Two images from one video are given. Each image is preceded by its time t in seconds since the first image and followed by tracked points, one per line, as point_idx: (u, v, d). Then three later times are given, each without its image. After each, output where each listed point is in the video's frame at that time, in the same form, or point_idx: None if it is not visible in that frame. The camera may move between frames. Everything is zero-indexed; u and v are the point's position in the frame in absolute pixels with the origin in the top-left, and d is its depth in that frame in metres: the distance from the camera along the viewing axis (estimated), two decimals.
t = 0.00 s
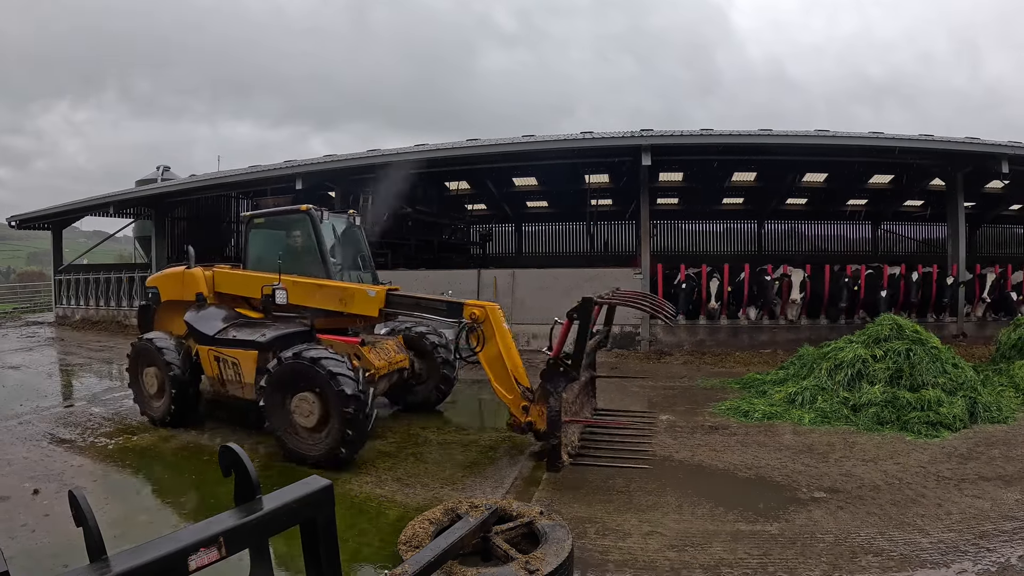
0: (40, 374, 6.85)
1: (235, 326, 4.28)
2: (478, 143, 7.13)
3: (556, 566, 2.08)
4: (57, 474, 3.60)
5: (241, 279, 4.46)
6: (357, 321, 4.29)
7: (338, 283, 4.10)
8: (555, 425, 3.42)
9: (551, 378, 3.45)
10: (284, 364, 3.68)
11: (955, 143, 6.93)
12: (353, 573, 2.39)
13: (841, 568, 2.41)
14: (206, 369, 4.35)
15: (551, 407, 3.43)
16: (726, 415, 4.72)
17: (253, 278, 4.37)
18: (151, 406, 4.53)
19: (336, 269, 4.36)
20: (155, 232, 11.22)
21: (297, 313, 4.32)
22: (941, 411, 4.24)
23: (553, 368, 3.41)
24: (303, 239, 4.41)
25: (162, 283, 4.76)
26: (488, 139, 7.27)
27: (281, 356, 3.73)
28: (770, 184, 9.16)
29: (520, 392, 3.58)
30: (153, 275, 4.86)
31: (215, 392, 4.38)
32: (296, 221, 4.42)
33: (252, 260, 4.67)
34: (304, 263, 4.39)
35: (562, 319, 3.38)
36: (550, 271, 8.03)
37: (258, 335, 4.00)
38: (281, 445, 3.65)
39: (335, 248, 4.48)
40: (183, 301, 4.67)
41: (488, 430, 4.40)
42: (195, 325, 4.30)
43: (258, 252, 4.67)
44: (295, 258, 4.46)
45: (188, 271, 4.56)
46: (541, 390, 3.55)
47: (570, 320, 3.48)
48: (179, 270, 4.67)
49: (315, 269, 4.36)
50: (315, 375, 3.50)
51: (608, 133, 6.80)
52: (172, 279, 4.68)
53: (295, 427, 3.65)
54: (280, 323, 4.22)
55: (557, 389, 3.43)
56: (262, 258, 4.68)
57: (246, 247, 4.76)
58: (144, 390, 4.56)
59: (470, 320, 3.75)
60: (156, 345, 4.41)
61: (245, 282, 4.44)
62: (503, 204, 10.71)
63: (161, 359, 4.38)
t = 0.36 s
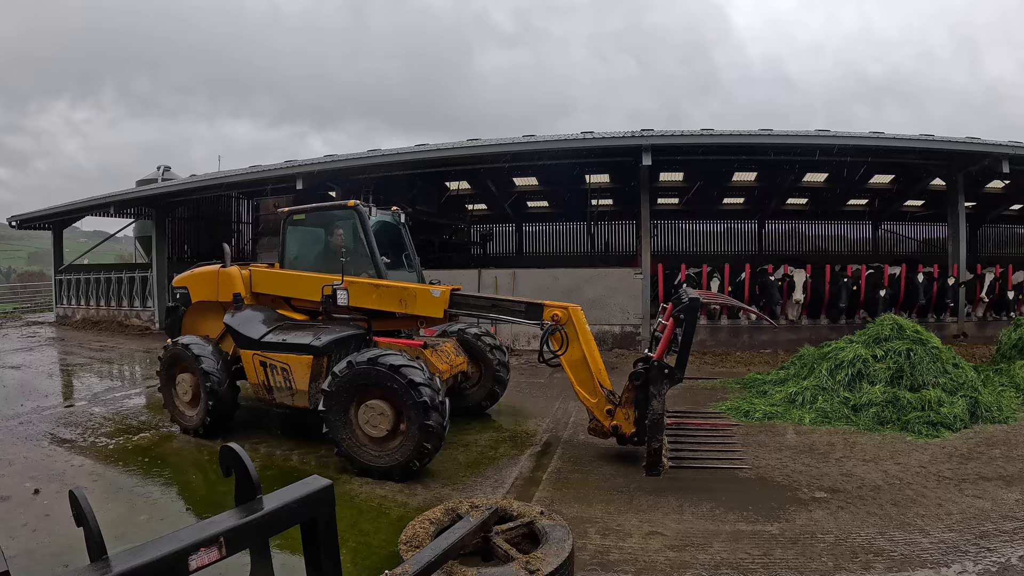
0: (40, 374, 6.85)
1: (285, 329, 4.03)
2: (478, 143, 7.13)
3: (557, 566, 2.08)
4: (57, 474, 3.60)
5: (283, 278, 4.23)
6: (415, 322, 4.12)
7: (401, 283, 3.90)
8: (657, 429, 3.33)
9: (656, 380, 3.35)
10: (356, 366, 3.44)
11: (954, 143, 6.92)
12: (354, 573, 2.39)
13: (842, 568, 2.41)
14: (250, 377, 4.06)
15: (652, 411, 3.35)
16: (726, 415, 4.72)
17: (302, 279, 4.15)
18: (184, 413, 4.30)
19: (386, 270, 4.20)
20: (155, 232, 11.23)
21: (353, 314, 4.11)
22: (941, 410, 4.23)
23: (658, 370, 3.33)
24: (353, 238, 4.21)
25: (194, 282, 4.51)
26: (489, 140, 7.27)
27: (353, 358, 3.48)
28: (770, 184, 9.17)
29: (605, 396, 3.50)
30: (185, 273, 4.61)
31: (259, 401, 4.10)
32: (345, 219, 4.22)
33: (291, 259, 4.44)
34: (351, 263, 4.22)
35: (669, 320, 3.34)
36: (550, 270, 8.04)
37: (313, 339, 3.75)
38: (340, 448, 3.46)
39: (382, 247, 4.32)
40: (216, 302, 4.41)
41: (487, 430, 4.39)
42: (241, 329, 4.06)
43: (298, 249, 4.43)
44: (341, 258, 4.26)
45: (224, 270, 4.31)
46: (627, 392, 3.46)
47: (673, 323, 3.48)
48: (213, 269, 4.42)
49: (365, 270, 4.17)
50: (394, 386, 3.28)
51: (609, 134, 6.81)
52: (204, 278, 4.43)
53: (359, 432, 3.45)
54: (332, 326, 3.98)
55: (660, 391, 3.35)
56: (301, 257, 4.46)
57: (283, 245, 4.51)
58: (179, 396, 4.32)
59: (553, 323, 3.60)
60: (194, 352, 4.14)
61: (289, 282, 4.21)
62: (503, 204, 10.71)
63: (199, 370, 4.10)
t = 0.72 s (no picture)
0: (41, 374, 6.86)
1: (339, 332, 3.82)
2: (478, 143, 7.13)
3: (557, 566, 2.07)
4: (58, 474, 3.60)
5: (331, 278, 4.01)
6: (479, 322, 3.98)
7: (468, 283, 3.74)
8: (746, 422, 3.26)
9: (749, 377, 3.21)
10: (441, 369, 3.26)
11: (954, 143, 6.92)
12: (355, 573, 2.39)
13: (842, 568, 2.41)
14: (303, 383, 3.84)
15: (741, 407, 3.27)
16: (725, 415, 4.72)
17: (356, 278, 3.94)
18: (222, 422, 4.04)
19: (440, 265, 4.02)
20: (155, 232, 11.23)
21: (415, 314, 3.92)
22: (942, 410, 4.23)
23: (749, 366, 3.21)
24: (406, 237, 4.07)
25: (228, 283, 4.27)
26: (489, 139, 7.27)
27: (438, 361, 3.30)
28: (770, 184, 9.17)
29: (681, 395, 3.43)
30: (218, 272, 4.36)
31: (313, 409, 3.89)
32: (399, 217, 4.08)
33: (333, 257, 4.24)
34: (403, 259, 4.04)
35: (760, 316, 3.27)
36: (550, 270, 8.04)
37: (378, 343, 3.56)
38: (414, 453, 3.25)
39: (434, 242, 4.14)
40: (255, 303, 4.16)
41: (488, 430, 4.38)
42: (291, 332, 3.84)
43: (342, 247, 4.27)
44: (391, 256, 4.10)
45: (264, 270, 4.06)
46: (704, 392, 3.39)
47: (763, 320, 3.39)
48: (250, 268, 4.18)
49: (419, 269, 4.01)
50: (489, 393, 3.13)
51: (609, 134, 6.81)
52: (242, 277, 4.18)
53: (436, 438, 3.27)
54: (391, 328, 3.80)
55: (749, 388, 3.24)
56: (345, 256, 4.28)
57: (325, 243, 4.33)
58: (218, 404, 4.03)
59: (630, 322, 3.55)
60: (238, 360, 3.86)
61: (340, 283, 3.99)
62: (504, 204, 10.71)
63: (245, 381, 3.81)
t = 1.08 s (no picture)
0: (41, 374, 6.86)
1: (395, 334, 3.65)
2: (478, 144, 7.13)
3: (557, 566, 2.07)
4: (58, 474, 3.60)
5: (377, 279, 3.78)
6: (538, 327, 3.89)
7: (530, 287, 3.61)
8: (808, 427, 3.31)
9: (811, 384, 3.27)
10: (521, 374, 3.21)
11: (954, 143, 6.92)
12: (355, 573, 2.39)
13: (843, 568, 2.40)
14: (357, 389, 3.65)
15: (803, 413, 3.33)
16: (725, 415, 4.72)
17: (407, 280, 3.72)
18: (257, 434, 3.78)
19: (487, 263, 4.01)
20: (155, 232, 11.23)
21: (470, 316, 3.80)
22: (942, 411, 4.23)
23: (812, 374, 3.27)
24: (447, 233, 4.04)
25: (262, 283, 3.99)
26: (489, 139, 7.27)
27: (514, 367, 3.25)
28: (770, 184, 9.17)
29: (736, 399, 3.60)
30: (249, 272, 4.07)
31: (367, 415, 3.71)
32: (439, 213, 4.08)
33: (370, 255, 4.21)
34: (449, 256, 4.02)
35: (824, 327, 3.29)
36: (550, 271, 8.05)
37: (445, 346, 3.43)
38: (501, 462, 3.17)
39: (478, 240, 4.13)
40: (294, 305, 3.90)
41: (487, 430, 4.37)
42: (341, 336, 3.64)
43: (378, 245, 4.26)
44: (431, 252, 4.07)
45: (304, 270, 3.81)
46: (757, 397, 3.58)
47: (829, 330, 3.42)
48: (287, 268, 3.91)
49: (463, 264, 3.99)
50: (575, 395, 3.13)
51: (609, 134, 6.81)
52: (277, 278, 3.90)
53: (519, 443, 3.22)
54: (448, 331, 3.63)
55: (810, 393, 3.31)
56: (381, 254, 4.24)
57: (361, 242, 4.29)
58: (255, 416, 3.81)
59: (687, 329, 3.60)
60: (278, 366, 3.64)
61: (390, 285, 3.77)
62: (503, 204, 10.71)
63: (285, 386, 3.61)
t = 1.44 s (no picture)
0: (41, 374, 6.86)
1: (446, 335, 3.56)
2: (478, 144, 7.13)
3: (557, 566, 2.07)
4: (58, 474, 3.60)
5: (420, 278, 3.70)
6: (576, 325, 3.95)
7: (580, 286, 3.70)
8: (846, 418, 3.56)
9: (850, 378, 3.53)
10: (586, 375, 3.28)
11: (953, 143, 6.92)
12: (354, 573, 2.39)
13: (842, 569, 2.40)
14: (409, 393, 3.49)
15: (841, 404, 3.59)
16: (726, 415, 4.72)
17: (452, 280, 3.66)
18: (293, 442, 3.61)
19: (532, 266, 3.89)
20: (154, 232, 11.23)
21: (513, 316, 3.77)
22: (941, 410, 4.24)
23: (853, 370, 3.51)
24: (488, 234, 3.86)
25: (290, 285, 3.78)
26: (489, 140, 7.27)
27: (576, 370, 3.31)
28: (770, 184, 9.16)
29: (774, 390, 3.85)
30: (274, 273, 3.83)
31: (417, 420, 3.55)
32: (479, 213, 3.88)
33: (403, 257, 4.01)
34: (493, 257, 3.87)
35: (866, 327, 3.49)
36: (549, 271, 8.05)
37: (505, 345, 3.38)
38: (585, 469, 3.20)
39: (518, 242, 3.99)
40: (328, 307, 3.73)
41: (487, 430, 4.37)
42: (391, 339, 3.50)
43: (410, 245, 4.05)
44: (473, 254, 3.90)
45: (339, 270, 3.62)
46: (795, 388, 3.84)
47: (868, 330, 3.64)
48: (320, 267, 3.71)
49: (505, 268, 3.84)
50: (643, 388, 3.27)
51: (609, 134, 6.80)
52: (309, 278, 3.70)
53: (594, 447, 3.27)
54: (498, 331, 3.58)
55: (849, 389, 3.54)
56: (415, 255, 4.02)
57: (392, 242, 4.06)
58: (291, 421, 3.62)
59: (729, 324, 3.79)
60: (314, 368, 3.42)
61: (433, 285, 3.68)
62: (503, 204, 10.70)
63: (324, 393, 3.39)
